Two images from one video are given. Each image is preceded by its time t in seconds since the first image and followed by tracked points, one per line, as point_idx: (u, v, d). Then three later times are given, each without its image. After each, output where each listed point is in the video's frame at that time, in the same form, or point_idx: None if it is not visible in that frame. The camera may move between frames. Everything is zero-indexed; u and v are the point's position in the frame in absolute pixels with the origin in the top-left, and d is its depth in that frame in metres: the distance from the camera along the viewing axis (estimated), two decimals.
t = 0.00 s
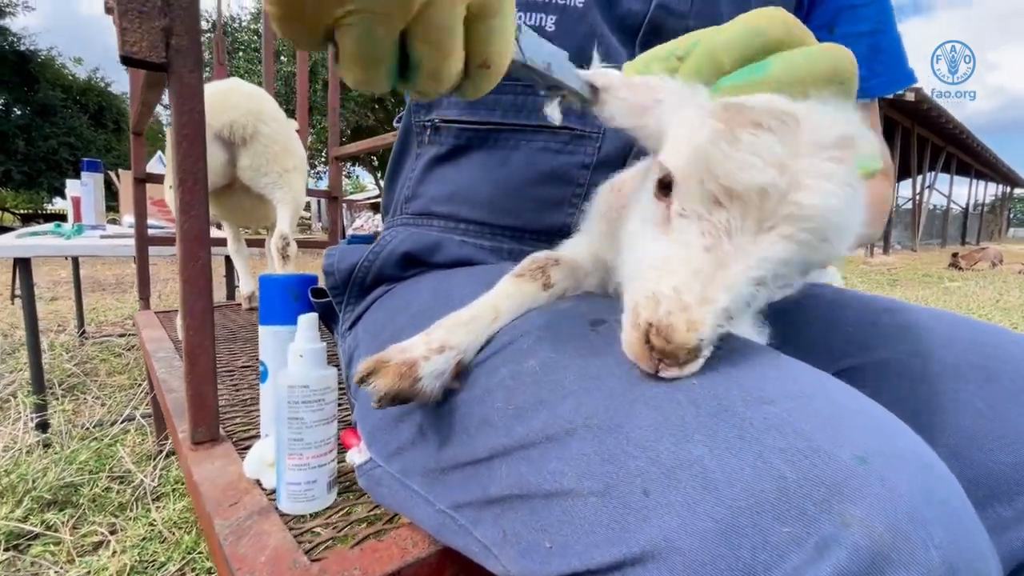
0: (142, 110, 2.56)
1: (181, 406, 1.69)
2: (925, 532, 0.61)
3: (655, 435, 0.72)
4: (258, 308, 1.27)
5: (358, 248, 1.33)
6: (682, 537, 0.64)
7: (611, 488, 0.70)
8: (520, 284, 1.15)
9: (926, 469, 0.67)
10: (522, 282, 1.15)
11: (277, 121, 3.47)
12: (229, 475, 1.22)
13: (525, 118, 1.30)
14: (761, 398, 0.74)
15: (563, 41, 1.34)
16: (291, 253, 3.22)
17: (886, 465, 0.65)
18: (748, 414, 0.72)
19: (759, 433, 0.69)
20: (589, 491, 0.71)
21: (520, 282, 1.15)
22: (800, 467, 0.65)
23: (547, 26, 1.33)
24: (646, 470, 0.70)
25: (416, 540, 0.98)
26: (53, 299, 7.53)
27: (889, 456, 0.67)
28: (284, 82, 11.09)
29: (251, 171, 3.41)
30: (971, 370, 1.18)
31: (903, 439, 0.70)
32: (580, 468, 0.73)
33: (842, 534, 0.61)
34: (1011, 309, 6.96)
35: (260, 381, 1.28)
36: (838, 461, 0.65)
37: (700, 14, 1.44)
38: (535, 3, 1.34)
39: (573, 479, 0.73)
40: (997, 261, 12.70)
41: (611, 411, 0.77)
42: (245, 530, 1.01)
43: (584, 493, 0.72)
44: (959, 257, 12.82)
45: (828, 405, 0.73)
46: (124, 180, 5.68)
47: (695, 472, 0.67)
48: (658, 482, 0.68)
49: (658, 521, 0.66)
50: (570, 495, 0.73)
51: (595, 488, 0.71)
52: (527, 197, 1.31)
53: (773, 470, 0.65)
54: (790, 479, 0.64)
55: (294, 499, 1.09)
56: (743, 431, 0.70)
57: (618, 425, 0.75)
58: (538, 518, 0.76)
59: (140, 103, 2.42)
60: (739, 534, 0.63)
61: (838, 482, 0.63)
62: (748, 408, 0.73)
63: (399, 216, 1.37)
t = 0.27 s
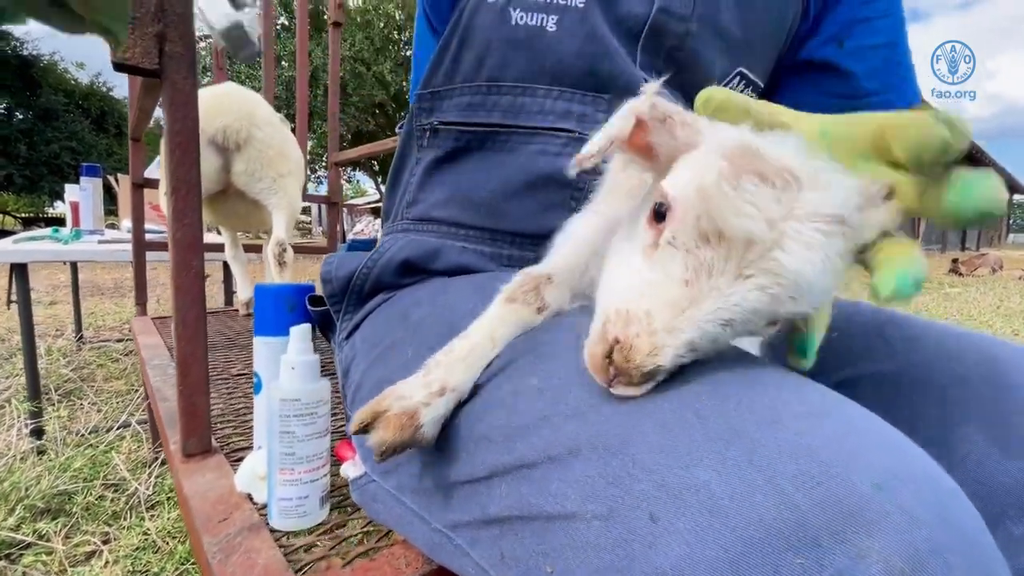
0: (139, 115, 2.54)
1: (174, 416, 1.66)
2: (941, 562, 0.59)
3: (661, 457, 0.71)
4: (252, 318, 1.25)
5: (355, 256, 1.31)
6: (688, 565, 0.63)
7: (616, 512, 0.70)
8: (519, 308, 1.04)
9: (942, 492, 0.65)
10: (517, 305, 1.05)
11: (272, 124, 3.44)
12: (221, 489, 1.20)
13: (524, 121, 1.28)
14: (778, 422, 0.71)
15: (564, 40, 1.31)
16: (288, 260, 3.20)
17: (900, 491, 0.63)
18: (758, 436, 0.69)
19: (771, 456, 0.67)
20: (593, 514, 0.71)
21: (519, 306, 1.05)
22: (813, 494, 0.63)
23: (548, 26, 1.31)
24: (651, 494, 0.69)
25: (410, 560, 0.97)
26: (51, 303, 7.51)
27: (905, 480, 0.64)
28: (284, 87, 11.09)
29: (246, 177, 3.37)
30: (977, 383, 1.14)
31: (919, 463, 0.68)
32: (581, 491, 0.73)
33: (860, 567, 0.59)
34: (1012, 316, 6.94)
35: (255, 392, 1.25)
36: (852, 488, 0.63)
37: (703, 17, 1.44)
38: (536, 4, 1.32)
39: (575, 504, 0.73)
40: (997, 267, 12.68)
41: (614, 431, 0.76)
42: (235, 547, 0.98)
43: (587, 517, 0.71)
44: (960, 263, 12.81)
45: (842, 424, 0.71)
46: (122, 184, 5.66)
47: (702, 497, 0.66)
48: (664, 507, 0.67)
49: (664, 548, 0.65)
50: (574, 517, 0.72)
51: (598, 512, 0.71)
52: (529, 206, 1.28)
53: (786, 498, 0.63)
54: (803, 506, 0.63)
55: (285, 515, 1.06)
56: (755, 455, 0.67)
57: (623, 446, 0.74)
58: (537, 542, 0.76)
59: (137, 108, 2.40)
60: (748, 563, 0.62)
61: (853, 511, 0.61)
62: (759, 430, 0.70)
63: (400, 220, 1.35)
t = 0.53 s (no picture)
0: (141, 122, 2.56)
1: (173, 423, 1.67)
2: None
3: (657, 474, 0.71)
4: (254, 328, 1.26)
5: (357, 263, 1.31)
6: None
7: (609, 526, 0.70)
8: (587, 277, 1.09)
9: (922, 505, 0.68)
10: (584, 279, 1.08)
11: (271, 130, 3.45)
12: (218, 498, 1.20)
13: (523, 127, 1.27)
14: (761, 436, 0.72)
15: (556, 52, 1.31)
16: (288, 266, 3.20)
17: (885, 508, 0.65)
18: (750, 456, 0.70)
19: (761, 474, 0.68)
20: (589, 529, 0.71)
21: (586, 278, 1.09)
22: (802, 513, 0.65)
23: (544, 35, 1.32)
24: (646, 511, 0.69)
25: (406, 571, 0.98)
26: (51, 306, 7.52)
27: (888, 497, 0.66)
28: (285, 92, 11.12)
29: (244, 184, 3.38)
30: (971, 402, 1.07)
31: (890, 464, 0.72)
32: (575, 505, 0.73)
33: None
34: (1012, 322, 6.94)
35: (254, 402, 1.26)
36: (839, 506, 0.65)
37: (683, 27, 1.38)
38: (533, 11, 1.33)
39: (572, 516, 0.73)
40: (998, 273, 12.68)
41: (607, 447, 0.75)
42: (232, 557, 0.98)
43: (584, 530, 0.72)
44: (959, 269, 12.84)
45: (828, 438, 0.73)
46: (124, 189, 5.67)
47: (697, 516, 0.67)
48: (659, 525, 0.68)
49: (660, 565, 0.67)
50: (571, 530, 0.73)
51: (594, 526, 0.71)
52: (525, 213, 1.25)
53: (776, 517, 0.65)
54: (791, 524, 0.64)
55: (283, 524, 1.07)
56: (745, 475, 0.68)
57: (620, 462, 0.73)
58: (534, 555, 0.77)
59: (139, 116, 2.41)
60: None
61: (839, 529, 0.63)
62: (752, 450, 0.70)
63: (400, 225, 1.35)
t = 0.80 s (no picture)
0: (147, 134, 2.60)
1: (181, 430, 1.71)
2: None
3: (660, 483, 0.76)
4: (262, 341, 1.31)
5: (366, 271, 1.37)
6: None
7: (619, 528, 0.76)
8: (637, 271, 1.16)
9: (891, 517, 0.74)
10: (634, 274, 1.16)
11: (275, 141, 3.50)
12: (228, 505, 1.25)
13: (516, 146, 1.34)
14: (750, 451, 0.77)
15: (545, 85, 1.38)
16: (292, 275, 3.24)
17: (860, 520, 0.71)
18: (744, 471, 0.75)
19: (752, 487, 0.73)
20: (599, 530, 0.77)
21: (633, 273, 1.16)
22: (785, 522, 0.70)
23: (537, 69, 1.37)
24: (651, 516, 0.74)
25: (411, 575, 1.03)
26: (53, 309, 7.57)
27: (862, 510, 0.72)
28: (286, 96, 11.16)
29: (250, 195, 3.43)
30: (942, 426, 1.09)
31: (867, 481, 0.78)
32: (589, 508, 0.79)
33: None
34: (1008, 327, 6.98)
35: (261, 411, 1.31)
36: (817, 517, 0.70)
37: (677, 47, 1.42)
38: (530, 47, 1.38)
39: (584, 517, 0.78)
40: (995, 278, 12.73)
41: (618, 453, 0.81)
42: (244, 563, 1.04)
43: (594, 532, 0.77)
44: (957, 274, 12.89)
45: (811, 454, 0.78)
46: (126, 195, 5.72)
47: (695, 523, 0.72)
48: (661, 528, 0.73)
49: (660, 566, 0.72)
50: (581, 532, 0.78)
51: (603, 528, 0.76)
52: (523, 231, 1.31)
53: (762, 525, 0.70)
54: (775, 531, 0.70)
55: (290, 530, 1.12)
56: (737, 488, 0.73)
57: (627, 473, 0.78)
58: (544, 553, 0.82)
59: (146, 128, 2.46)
60: None
61: (817, 538, 0.69)
62: (745, 465, 0.75)
63: (412, 235, 1.41)
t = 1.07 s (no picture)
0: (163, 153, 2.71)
1: (202, 441, 1.82)
2: None
3: (625, 502, 0.87)
4: (282, 361, 1.42)
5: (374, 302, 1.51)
6: None
7: (590, 541, 0.86)
8: (659, 326, 1.27)
9: (814, 534, 0.83)
10: (655, 327, 1.27)
11: (288, 163, 3.63)
12: (252, 512, 1.36)
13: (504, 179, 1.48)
14: (699, 477, 0.87)
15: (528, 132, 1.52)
16: (302, 289, 3.35)
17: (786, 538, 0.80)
18: (692, 493, 0.85)
19: (699, 508, 0.84)
20: (576, 542, 0.87)
21: (654, 326, 1.27)
22: (725, 538, 0.80)
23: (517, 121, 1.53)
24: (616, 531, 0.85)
25: None
26: (58, 313, 7.66)
27: (787, 528, 0.81)
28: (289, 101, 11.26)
29: (262, 213, 3.54)
30: (896, 453, 1.16)
31: (798, 502, 0.87)
32: (567, 522, 0.89)
33: None
34: (1002, 334, 7.08)
35: (281, 426, 1.43)
36: (748, 534, 0.80)
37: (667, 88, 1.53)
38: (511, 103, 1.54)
39: (563, 530, 0.89)
40: (992, 284, 12.83)
41: (589, 475, 0.91)
42: (271, 566, 1.15)
43: (571, 543, 0.88)
44: (954, 279, 12.99)
45: (751, 478, 0.88)
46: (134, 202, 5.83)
47: (651, 537, 0.83)
48: (625, 540, 0.84)
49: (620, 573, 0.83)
50: (560, 542, 0.89)
51: (580, 540, 0.87)
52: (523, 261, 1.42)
53: (704, 540, 0.81)
54: (717, 547, 0.80)
55: (312, 537, 1.23)
56: (688, 509, 0.84)
57: (598, 492, 0.89)
58: (533, 561, 0.92)
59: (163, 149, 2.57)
60: None
61: (747, 552, 0.79)
62: (695, 488, 0.86)
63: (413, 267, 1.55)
